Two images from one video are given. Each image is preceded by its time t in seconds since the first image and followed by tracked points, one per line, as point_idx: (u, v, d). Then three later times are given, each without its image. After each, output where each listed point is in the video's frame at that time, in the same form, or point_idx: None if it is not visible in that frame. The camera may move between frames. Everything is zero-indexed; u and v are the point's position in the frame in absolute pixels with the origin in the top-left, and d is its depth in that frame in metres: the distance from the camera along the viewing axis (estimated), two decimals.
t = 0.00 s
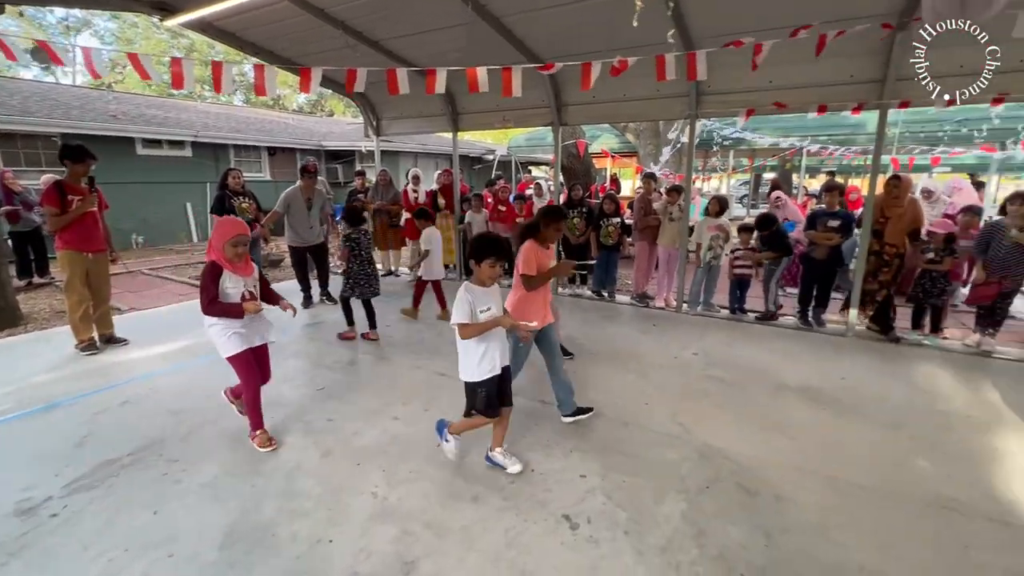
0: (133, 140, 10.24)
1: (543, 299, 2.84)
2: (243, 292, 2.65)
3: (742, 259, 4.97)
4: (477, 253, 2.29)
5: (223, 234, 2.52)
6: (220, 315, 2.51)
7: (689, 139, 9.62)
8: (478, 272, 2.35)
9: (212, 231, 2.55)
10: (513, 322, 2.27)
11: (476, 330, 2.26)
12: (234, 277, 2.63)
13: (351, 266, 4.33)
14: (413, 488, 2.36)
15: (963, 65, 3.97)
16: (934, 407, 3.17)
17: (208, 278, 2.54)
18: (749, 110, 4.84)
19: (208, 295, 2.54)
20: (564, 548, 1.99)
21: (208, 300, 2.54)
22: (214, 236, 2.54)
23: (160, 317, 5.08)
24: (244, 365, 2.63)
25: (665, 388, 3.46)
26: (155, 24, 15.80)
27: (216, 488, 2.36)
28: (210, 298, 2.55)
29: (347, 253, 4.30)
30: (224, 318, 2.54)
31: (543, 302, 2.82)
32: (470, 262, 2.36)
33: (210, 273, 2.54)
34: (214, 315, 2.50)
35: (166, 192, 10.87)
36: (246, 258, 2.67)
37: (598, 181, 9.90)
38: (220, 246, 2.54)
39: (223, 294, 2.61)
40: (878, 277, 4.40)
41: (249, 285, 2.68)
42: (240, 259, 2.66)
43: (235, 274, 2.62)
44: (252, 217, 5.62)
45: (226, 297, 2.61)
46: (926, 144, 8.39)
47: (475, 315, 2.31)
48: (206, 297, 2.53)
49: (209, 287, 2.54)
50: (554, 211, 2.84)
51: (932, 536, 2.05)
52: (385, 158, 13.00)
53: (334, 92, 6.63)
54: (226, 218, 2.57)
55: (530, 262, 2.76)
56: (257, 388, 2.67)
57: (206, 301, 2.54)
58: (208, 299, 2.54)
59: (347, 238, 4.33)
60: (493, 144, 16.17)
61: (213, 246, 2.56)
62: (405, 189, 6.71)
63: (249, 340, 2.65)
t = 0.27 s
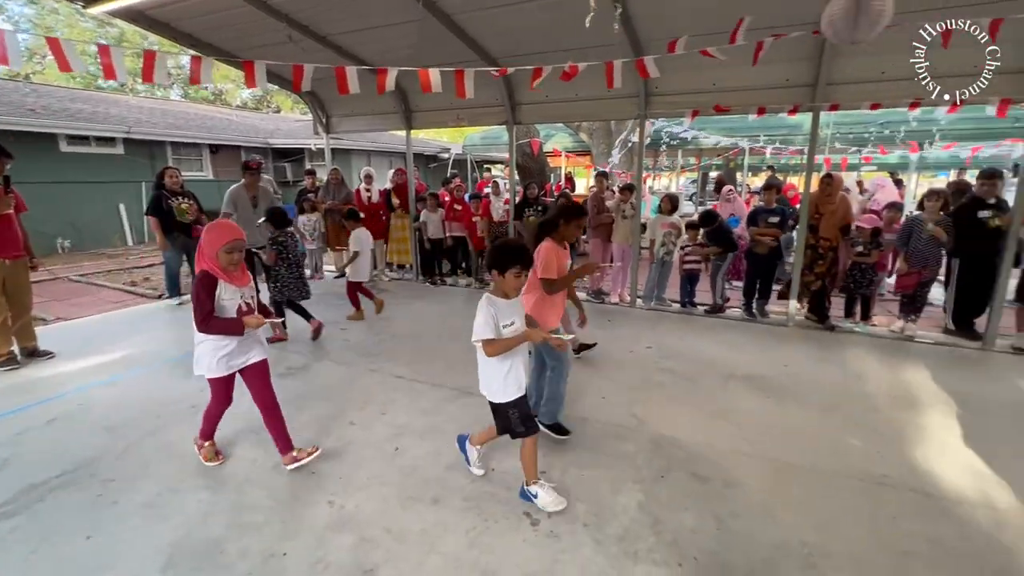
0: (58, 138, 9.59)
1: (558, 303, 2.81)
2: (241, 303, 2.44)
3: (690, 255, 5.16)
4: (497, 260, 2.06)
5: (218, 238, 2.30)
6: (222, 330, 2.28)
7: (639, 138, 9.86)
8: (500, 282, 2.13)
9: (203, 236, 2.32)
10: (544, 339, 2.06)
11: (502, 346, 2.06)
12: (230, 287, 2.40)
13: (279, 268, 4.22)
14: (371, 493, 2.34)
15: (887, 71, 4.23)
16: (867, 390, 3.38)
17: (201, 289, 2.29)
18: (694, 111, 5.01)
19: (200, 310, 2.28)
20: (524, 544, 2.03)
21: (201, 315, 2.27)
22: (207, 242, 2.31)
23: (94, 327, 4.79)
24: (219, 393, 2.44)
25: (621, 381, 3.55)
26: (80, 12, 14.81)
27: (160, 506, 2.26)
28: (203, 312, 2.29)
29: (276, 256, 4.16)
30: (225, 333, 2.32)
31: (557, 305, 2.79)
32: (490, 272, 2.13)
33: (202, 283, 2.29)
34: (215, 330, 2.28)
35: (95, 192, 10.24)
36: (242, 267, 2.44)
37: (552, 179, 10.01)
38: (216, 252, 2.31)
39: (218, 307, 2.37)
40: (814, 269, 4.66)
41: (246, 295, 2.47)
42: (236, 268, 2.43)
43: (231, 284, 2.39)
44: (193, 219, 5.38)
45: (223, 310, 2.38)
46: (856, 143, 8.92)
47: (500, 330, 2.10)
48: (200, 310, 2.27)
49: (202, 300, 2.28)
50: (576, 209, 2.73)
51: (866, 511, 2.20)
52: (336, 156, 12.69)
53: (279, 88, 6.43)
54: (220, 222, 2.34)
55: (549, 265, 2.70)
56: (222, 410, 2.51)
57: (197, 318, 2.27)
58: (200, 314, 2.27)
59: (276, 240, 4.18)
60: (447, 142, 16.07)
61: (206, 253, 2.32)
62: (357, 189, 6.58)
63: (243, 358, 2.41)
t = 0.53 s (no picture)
0: None
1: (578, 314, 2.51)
2: (244, 311, 2.20)
3: (637, 251, 5.32)
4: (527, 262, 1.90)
5: (216, 242, 2.05)
6: (222, 344, 2.06)
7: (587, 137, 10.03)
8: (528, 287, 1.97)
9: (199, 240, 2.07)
10: (575, 350, 1.93)
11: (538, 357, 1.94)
12: (229, 297, 2.15)
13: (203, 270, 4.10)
14: (322, 503, 2.29)
15: (812, 76, 4.51)
16: (801, 375, 3.59)
17: (199, 301, 2.05)
18: (638, 112, 5.17)
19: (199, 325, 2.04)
20: (479, 544, 2.04)
21: (201, 330, 2.04)
22: (203, 246, 2.06)
23: (7, 342, 4.43)
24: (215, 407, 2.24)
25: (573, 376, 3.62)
26: None
27: (84, 534, 2.12)
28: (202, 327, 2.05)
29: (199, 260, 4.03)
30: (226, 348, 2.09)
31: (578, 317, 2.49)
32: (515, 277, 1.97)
33: (200, 294, 2.05)
34: (215, 345, 2.05)
35: (8, 193, 9.46)
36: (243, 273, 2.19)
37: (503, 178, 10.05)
38: (213, 258, 2.06)
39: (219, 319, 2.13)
40: (750, 264, 4.90)
41: (249, 303, 2.23)
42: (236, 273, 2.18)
43: (232, 292, 2.15)
44: (118, 221, 5.06)
45: (223, 321, 2.15)
46: (788, 143, 9.43)
47: (526, 340, 1.97)
48: (200, 324, 2.03)
49: (201, 313, 2.05)
50: (594, 213, 2.50)
51: (801, 490, 2.34)
52: (278, 155, 12.24)
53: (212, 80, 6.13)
54: (217, 224, 2.09)
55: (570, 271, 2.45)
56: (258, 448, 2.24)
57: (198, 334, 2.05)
58: (201, 329, 2.04)
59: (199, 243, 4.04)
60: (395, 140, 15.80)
61: (202, 259, 2.07)
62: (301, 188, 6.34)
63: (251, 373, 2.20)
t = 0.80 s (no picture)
0: None
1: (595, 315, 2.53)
2: (247, 331, 1.97)
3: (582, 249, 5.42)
4: (552, 265, 1.82)
5: (215, 252, 1.82)
6: (222, 368, 1.81)
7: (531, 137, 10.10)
8: (554, 291, 1.88)
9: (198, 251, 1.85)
10: (609, 359, 1.81)
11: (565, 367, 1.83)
12: (231, 314, 1.92)
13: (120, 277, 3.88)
14: (264, 519, 2.20)
15: (740, 81, 4.75)
16: (737, 363, 3.78)
17: (196, 320, 1.82)
18: (580, 112, 5.27)
19: (196, 346, 1.83)
20: (432, 548, 2.03)
21: (200, 352, 1.83)
22: (202, 257, 1.84)
23: None
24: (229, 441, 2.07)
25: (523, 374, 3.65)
26: None
27: None
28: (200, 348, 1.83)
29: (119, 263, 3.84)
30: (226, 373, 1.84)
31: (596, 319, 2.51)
32: (541, 281, 1.88)
33: (197, 312, 1.82)
34: (213, 369, 1.81)
35: None
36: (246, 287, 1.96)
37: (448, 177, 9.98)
38: (213, 270, 1.84)
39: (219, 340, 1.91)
40: (687, 259, 5.10)
41: (254, 321, 2.00)
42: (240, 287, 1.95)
43: (233, 309, 1.92)
44: (22, 224, 4.65)
45: (224, 342, 1.92)
46: (722, 143, 9.88)
47: (555, 350, 1.86)
48: (198, 346, 1.81)
49: (197, 333, 1.82)
50: (616, 212, 2.53)
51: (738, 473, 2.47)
52: (209, 153, 11.62)
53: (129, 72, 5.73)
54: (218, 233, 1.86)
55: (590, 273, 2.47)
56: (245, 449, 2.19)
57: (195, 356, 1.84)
58: (198, 351, 1.82)
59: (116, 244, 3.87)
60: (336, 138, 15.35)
61: (201, 272, 1.85)
62: (236, 188, 6.05)
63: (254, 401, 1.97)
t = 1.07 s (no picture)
0: None
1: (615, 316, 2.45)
2: (265, 345, 1.78)
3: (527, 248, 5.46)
4: (586, 274, 1.71)
5: (232, 257, 1.62)
6: (239, 387, 1.65)
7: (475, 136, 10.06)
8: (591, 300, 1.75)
9: (211, 255, 1.65)
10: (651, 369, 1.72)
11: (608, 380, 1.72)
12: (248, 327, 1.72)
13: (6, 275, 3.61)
14: (196, 541, 2.07)
15: (673, 85, 4.93)
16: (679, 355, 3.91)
17: (212, 334, 1.63)
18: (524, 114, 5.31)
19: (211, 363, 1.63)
20: (378, 557, 1.97)
21: (215, 370, 1.64)
22: (215, 263, 1.64)
23: None
24: (237, 468, 1.84)
25: (471, 374, 3.62)
26: None
27: None
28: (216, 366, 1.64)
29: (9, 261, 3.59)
30: (243, 392, 1.67)
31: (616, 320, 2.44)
32: (575, 290, 1.76)
33: (212, 327, 1.62)
34: (229, 389, 1.64)
35: None
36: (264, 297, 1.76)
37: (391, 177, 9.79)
38: (228, 278, 1.64)
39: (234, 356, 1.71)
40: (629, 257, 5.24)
41: (271, 334, 1.81)
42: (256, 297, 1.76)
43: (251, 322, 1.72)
44: None
45: (240, 358, 1.73)
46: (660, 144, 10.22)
47: (595, 362, 1.75)
48: (212, 364, 1.62)
49: (213, 350, 1.63)
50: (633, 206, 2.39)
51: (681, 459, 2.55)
52: (130, 151, 10.85)
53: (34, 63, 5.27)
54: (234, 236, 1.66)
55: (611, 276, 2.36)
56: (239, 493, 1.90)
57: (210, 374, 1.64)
58: (212, 369, 1.63)
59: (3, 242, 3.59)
60: (271, 136, 14.73)
61: (213, 279, 1.65)
62: (159, 188, 5.71)
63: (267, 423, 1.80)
